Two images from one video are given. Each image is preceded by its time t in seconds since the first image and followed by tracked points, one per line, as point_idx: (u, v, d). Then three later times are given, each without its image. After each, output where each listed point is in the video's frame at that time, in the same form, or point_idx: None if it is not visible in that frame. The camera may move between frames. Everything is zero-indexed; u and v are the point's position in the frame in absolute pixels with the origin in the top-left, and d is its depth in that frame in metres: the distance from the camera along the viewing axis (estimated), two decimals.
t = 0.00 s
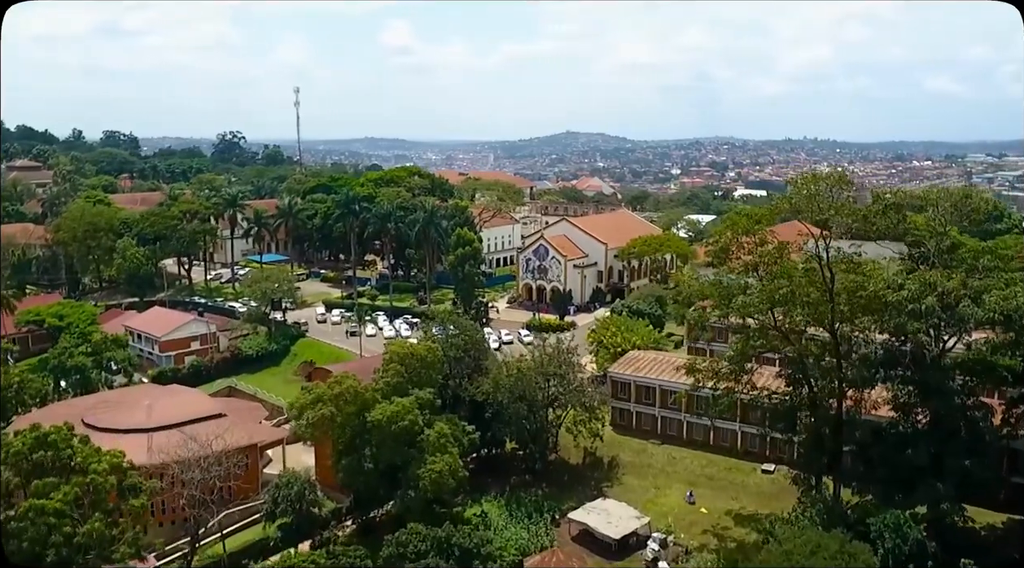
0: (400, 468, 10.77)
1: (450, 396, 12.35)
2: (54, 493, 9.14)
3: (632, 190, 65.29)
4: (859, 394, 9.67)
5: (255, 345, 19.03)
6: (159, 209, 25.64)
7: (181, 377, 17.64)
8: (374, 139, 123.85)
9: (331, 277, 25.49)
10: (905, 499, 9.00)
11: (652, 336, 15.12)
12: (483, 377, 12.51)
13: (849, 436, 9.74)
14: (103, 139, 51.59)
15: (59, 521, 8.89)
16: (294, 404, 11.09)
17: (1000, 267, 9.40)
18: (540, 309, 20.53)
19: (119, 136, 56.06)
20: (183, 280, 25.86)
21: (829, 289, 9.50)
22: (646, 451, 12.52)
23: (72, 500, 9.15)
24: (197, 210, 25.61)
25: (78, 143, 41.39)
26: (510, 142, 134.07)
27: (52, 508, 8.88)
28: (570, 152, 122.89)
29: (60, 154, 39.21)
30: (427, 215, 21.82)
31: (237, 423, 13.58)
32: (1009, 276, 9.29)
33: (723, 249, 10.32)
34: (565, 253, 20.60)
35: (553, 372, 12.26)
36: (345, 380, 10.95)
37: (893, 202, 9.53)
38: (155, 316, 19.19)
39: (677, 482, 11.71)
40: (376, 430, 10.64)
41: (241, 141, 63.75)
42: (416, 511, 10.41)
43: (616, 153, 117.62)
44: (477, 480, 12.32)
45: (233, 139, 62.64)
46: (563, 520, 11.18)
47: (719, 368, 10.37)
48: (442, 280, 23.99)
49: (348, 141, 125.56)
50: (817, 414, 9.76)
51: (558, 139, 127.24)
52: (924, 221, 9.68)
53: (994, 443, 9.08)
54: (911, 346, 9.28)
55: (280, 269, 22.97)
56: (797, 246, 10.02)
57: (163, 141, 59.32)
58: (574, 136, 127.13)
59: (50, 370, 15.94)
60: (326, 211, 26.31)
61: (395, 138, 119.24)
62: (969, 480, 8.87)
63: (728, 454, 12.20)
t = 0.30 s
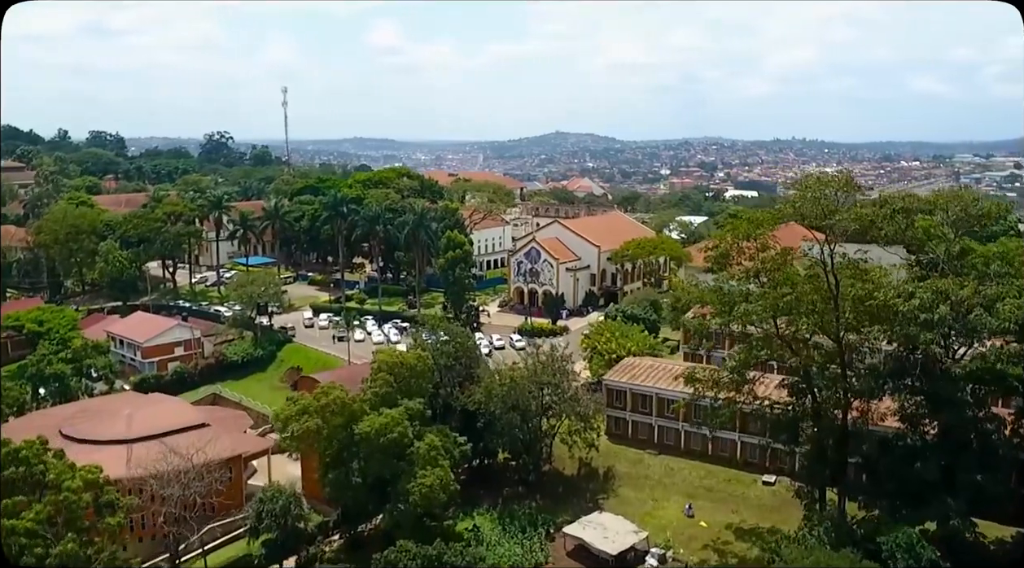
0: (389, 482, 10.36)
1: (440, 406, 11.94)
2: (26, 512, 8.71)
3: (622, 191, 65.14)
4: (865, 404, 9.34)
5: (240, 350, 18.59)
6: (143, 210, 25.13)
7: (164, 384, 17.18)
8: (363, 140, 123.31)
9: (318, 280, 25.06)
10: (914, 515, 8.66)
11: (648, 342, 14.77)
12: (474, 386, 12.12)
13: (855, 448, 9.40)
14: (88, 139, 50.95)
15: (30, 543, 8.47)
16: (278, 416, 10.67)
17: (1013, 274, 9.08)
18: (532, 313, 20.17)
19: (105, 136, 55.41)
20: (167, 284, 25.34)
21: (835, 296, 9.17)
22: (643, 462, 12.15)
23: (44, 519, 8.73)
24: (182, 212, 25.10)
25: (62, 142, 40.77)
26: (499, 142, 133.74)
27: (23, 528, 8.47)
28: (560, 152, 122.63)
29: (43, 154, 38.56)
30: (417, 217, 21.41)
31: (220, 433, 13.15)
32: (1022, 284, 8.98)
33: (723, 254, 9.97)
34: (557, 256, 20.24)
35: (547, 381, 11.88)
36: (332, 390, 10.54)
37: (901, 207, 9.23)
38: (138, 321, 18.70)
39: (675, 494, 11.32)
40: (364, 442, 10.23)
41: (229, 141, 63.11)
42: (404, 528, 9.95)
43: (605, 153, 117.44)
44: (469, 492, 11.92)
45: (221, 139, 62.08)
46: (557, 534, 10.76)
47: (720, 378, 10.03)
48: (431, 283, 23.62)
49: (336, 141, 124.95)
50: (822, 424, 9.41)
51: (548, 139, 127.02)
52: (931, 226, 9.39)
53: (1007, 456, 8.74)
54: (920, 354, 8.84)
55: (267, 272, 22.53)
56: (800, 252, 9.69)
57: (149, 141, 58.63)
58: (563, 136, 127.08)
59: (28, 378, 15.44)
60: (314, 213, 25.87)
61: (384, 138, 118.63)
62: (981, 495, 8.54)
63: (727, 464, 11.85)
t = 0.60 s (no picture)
0: (377, 496, 9.96)
1: (431, 415, 11.55)
2: None
3: (611, 191, 64.86)
4: (871, 416, 9.03)
5: (224, 356, 18.15)
6: (126, 212, 24.63)
7: (145, 392, 16.72)
8: (351, 140, 122.66)
9: (305, 283, 24.62)
10: (923, 531, 8.35)
11: (643, 347, 14.40)
12: (466, 394, 11.74)
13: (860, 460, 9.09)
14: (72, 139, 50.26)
15: None
16: (262, 429, 10.25)
17: None
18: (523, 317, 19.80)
19: (89, 136, 54.67)
20: (151, 287, 24.83)
21: (839, 304, 8.90)
22: (639, 472, 11.78)
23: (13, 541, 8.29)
24: (165, 214, 24.59)
25: (44, 143, 40.10)
26: (488, 142, 133.29)
27: None
28: (548, 152, 122.33)
29: (26, 154, 37.90)
30: (406, 219, 21.01)
31: (203, 444, 12.74)
32: None
33: (724, 260, 9.69)
34: (549, 258, 19.90)
35: (540, 389, 11.52)
36: (317, 401, 10.13)
37: (910, 210, 8.94)
38: (119, 326, 18.22)
39: (673, 505, 10.95)
40: (351, 455, 9.83)
41: (215, 141, 62.46)
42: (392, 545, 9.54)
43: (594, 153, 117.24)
44: (460, 504, 11.53)
45: (207, 139, 61.42)
46: (552, 548, 10.37)
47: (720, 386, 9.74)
48: (420, 286, 23.25)
49: (324, 141, 124.22)
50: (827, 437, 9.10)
51: (537, 139, 126.73)
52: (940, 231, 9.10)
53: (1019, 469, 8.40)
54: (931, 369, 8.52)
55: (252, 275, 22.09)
56: (805, 258, 9.39)
57: (135, 141, 57.89)
58: (552, 136, 126.84)
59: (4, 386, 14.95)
60: (300, 214, 25.42)
61: (373, 139, 118.02)
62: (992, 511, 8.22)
63: (726, 475, 11.52)
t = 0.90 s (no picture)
0: (365, 513, 9.52)
1: (421, 427, 11.11)
2: None
3: (599, 191, 64.56)
4: (882, 429, 8.68)
5: (207, 363, 17.65)
6: (107, 214, 24.05)
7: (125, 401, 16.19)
8: (338, 140, 121.93)
9: (291, 286, 24.13)
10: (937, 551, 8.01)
11: (638, 353, 14.02)
12: (458, 405, 11.31)
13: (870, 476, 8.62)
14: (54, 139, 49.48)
15: None
16: (244, 444, 9.78)
17: None
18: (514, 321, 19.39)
19: (72, 136, 53.90)
20: (132, 290, 24.26)
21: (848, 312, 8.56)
22: (637, 485, 11.39)
23: None
24: (147, 216, 23.95)
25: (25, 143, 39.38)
26: (475, 142, 132.85)
27: None
28: (536, 152, 122.03)
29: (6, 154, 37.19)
30: (393, 222, 20.52)
31: (183, 457, 12.26)
32: None
33: (727, 265, 9.31)
34: (540, 261, 19.51)
35: (535, 400, 11.09)
36: (302, 415, 9.69)
37: (923, 215, 8.63)
38: (98, 332, 17.66)
39: (673, 520, 10.53)
40: (338, 472, 9.39)
41: (200, 141, 61.73)
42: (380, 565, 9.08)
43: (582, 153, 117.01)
44: (451, 518, 11.08)
45: (192, 139, 60.71)
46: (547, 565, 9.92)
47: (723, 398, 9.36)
48: (409, 289, 22.83)
49: (311, 141, 123.45)
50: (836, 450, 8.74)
51: (524, 139, 126.39)
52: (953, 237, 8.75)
53: None
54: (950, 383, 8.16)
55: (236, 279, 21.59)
56: (812, 263, 9.01)
57: (119, 141, 57.13)
58: (539, 136, 126.55)
59: None
60: (286, 216, 24.93)
61: (360, 139, 117.31)
62: (1010, 529, 7.90)
63: (727, 487, 11.15)
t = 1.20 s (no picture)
0: (358, 530, 9.15)
1: (416, 437, 10.73)
2: None
3: (592, 192, 64.29)
4: (897, 442, 8.38)
5: (195, 369, 17.23)
6: (93, 216, 23.58)
7: (110, 409, 15.76)
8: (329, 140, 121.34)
9: (282, 289, 23.72)
10: None
11: (638, 360, 13.68)
12: (454, 416, 10.95)
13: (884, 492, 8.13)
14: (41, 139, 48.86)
15: None
16: (231, 458, 9.40)
17: None
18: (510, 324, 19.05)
19: (60, 136, 53.28)
20: (119, 294, 23.79)
21: (860, 320, 8.27)
22: (639, 497, 11.04)
23: None
24: (134, 218, 23.59)
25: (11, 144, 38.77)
26: (467, 143, 132.45)
27: None
28: (528, 152, 121.72)
29: None
30: (386, 224, 19.93)
31: (170, 469, 11.86)
32: None
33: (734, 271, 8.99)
34: (536, 264, 19.19)
35: (533, 410, 10.74)
36: (292, 428, 9.33)
37: (940, 222, 8.43)
38: (82, 338, 17.21)
39: (676, 533, 10.17)
40: (330, 487, 9.02)
41: (191, 141, 61.13)
42: None
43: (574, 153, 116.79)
44: (447, 532, 10.71)
45: (181, 139, 60.11)
46: None
47: (730, 408, 9.00)
48: (401, 292, 22.48)
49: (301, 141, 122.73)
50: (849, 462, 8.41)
51: (516, 139, 126.12)
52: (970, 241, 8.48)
53: None
54: (970, 397, 7.92)
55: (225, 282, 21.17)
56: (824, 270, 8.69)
57: (107, 141, 56.45)
58: (531, 136, 126.32)
59: None
60: (276, 218, 24.53)
61: (351, 139, 116.76)
62: None
63: (731, 499, 10.82)
